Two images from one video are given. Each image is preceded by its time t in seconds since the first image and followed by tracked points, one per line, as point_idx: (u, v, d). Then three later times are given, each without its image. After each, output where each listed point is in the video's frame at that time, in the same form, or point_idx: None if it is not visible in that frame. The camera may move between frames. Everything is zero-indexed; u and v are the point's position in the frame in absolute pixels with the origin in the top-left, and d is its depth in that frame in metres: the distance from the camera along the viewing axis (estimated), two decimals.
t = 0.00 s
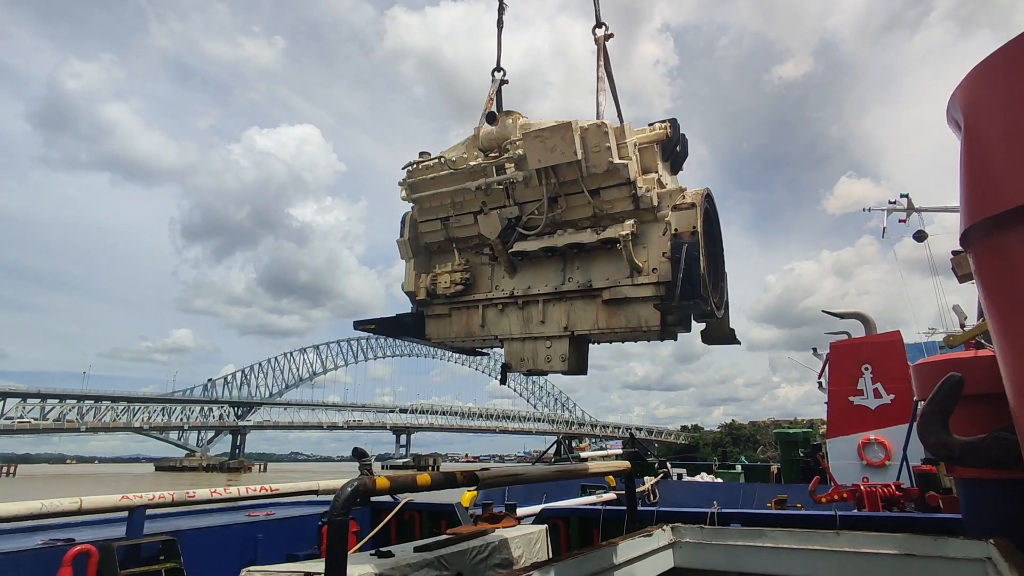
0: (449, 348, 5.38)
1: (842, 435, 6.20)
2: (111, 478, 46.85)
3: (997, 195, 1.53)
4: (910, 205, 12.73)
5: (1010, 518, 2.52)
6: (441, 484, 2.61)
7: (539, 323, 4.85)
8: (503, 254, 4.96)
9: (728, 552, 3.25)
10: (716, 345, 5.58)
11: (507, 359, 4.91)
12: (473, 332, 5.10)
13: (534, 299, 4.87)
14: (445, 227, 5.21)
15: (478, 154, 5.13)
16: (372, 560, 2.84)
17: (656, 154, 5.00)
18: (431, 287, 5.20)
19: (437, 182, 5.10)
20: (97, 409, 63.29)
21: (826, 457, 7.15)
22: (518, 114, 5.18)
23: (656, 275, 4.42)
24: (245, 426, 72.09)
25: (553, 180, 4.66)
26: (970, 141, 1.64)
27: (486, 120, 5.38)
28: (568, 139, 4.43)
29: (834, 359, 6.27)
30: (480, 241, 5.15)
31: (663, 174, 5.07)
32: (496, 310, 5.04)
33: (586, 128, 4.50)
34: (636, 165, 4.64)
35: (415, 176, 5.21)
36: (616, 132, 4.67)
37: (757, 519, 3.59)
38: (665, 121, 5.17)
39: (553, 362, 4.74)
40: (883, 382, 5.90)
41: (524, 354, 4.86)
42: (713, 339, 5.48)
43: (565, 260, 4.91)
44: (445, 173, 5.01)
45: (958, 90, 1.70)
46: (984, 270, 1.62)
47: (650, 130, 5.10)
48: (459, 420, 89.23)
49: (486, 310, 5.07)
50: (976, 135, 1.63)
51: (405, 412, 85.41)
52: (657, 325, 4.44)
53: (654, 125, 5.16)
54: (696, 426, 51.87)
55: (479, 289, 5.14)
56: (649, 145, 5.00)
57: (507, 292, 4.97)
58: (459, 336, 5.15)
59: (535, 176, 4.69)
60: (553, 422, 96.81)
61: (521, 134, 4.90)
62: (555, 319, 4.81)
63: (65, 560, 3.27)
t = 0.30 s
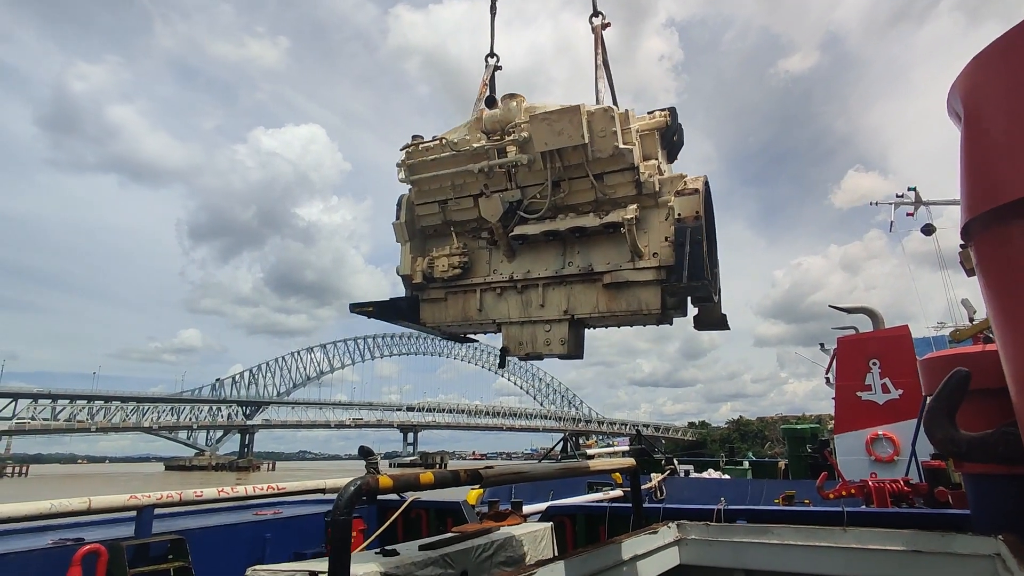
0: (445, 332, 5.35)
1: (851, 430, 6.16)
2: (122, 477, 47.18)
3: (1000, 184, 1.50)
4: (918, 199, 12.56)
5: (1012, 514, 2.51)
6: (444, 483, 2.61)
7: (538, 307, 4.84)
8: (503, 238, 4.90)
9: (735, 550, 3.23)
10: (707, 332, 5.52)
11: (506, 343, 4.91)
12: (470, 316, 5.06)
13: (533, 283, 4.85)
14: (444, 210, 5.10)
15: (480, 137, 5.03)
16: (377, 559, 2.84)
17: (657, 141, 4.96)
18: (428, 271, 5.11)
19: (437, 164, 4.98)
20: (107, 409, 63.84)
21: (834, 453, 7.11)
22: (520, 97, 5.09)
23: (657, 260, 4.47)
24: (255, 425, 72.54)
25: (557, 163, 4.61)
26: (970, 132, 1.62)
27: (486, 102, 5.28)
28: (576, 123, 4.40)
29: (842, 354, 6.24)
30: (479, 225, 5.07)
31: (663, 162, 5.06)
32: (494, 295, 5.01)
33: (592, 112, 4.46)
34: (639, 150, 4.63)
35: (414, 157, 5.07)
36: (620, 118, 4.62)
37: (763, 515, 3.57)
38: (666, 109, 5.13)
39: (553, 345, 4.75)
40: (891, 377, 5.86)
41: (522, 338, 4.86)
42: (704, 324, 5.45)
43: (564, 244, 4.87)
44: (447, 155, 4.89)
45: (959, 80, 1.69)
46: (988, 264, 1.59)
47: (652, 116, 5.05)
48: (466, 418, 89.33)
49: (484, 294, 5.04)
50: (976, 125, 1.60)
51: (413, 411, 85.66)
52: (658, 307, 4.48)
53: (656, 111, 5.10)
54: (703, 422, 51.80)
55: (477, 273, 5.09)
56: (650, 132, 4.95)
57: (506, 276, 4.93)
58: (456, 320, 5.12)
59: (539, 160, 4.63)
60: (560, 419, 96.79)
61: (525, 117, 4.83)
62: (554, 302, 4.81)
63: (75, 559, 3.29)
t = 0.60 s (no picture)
0: (440, 319, 5.25)
1: (862, 426, 6.10)
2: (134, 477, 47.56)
3: (1006, 172, 1.47)
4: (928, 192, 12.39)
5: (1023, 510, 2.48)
6: (449, 481, 2.61)
7: (537, 294, 4.79)
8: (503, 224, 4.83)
9: (743, 546, 3.20)
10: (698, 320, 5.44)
11: (504, 330, 4.85)
12: (467, 303, 4.97)
13: (532, 269, 4.80)
14: (442, 195, 4.98)
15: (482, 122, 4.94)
16: (383, 557, 2.85)
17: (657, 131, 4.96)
18: (425, 257, 4.99)
19: (437, 148, 4.85)
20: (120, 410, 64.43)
21: (844, 448, 7.06)
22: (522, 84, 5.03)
23: (658, 248, 4.48)
24: (265, 424, 73.00)
25: (561, 149, 4.55)
26: (973, 122, 1.59)
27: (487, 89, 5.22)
28: (584, 110, 4.35)
29: (853, 351, 6.14)
30: (477, 211, 4.97)
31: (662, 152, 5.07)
32: (492, 281, 4.94)
33: (598, 100, 4.44)
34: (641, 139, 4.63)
35: (413, 141, 4.92)
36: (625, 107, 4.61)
37: (773, 511, 3.54)
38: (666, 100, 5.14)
39: (552, 331, 4.67)
40: (902, 372, 5.80)
41: (521, 324, 4.79)
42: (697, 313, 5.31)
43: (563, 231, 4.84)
44: (449, 139, 4.77)
45: (961, 69, 1.66)
46: (994, 256, 1.56)
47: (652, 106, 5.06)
48: (475, 416, 89.42)
49: (482, 281, 4.96)
50: (980, 114, 1.57)
51: (422, 409, 85.92)
52: (658, 293, 4.50)
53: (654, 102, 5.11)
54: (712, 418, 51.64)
55: (474, 259, 5.00)
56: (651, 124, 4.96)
57: (505, 263, 4.86)
58: (453, 307, 5.02)
59: (542, 147, 4.57)
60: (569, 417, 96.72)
61: (529, 104, 4.77)
62: (554, 289, 4.77)
63: (86, 558, 3.32)
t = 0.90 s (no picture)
0: (434, 301, 5.08)
1: (874, 421, 6.03)
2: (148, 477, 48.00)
3: (1012, 158, 1.43)
4: (936, 185, 12.21)
5: None
6: (453, 478, 2.60)
7: (535, 276, 4.71)
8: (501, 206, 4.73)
9: (753, 542, 3.17)
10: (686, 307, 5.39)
11: (501, 313, 4.76)
12: (463, 285, 4.83)
13: (531, 251, 4.71)
14: (439, 175, 4.87)
15: (485, 102, 4.88)
16: (390, 554, 2.85)
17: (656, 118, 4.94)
18: (420, 237, 4.82)
19: (437, 127, 4.76)
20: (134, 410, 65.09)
21: (856, 444, 7.00)
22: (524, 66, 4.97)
23: (657, 231, 4.42)
24: (277, 423, 73.48)
25: (564, 132, 4.52)
26: (979, 104, 1.56)
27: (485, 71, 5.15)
28: (590, 92, 4.33)
29: (864, 345, 6.14)
30: (475, 192, 4.85)
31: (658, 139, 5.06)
32: (488, 263, 4.82)
33: (602, 83, 4.43)
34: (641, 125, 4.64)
35: (413, 119, 4.84)
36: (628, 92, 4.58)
37: (783, 507, 3.51)
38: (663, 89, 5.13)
39: (550, 313, 4.65)
40: (914, 365, 5.74)
41: (518, 307, 4.73)
42: (686, 299, 5.26)
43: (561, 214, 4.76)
44: (449, 118, 4.69)
45: (965, 49, 1.63)
46: (1000, 238, 1.53)
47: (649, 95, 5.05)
48: (485, 414, 89.49)
49: (478, 263, 4.83)
50: (985, 95, 1.54)
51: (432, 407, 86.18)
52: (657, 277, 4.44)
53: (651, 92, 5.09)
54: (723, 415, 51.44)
55: (471, 241, 4.86)
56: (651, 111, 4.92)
57: (503, 245, 4.77)
58: (448, 289, 4.88)
59: (544, 128, 4.53)
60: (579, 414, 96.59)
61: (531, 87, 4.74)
62: (552, 271, 4.69)
63: (98, 555, 3.34)
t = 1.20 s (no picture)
0: (429, 284, 5.00)
1: (887, 417, 5.96)
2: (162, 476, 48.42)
3: None
4: (949, 177, 12.07)
5: None
6: (462, 475, 2.59)
7: (533, 259, 4.65)
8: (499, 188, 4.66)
9: (765, 539, 3.13)
10: (676, 295, 5.38)
11: (498, 295, 4.69)
12: (460, 267, 4.76)
13: (529, 233, 4.66)
14: (438, 155, 4.75)
15: (488, 82, 4.84)
16: (399, 551, 2.84)
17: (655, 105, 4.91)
18: (418, 217, 4.71)
19: (439, 106, 4.65)
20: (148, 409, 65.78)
21: (869, 440, 6.92)
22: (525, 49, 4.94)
23: (655, 216, 4.42)
24: (288, 422, 73.98)
25: (568, 115, 4.48)
26: (994, 86, 1.53)
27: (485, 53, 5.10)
28: (597, 75, 4.28)
29: (877, 338, 6.05)
30: (474, 174, 4.77)
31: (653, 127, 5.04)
32: (486, 245, 4.75)
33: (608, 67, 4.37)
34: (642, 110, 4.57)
35: (413, 97, 4.70)
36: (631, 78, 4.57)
37: (797, 504, 3.47)
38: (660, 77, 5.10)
39: (547, 295, 4.59)
40: (928, 361, 5.67)
41: (515, 289, 4.66)
42: (675, 287, 5.22)
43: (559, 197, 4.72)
44: (451, 97, 4.58)
45: (981, 28, 1.60)
46: (1020, 228, 1.49)
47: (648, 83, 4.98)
48: (495, 412, 89.55)
49: (476, 245, 4.76)
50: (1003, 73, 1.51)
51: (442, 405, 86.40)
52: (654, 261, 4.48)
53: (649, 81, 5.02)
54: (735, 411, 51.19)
55: (468, 223, 4.79)
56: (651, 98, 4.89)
57: (501, 227, 4.70)
58: (445, 270, 4.79)
59: (548, 111, 4.49)
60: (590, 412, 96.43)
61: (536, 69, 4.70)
62: (550, 254, 4.63)
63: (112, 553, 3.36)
